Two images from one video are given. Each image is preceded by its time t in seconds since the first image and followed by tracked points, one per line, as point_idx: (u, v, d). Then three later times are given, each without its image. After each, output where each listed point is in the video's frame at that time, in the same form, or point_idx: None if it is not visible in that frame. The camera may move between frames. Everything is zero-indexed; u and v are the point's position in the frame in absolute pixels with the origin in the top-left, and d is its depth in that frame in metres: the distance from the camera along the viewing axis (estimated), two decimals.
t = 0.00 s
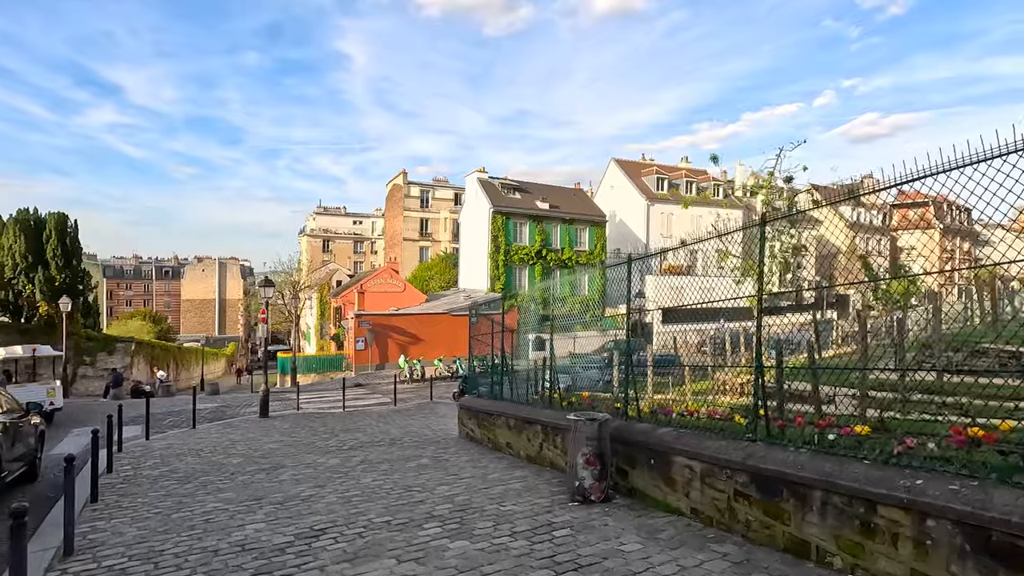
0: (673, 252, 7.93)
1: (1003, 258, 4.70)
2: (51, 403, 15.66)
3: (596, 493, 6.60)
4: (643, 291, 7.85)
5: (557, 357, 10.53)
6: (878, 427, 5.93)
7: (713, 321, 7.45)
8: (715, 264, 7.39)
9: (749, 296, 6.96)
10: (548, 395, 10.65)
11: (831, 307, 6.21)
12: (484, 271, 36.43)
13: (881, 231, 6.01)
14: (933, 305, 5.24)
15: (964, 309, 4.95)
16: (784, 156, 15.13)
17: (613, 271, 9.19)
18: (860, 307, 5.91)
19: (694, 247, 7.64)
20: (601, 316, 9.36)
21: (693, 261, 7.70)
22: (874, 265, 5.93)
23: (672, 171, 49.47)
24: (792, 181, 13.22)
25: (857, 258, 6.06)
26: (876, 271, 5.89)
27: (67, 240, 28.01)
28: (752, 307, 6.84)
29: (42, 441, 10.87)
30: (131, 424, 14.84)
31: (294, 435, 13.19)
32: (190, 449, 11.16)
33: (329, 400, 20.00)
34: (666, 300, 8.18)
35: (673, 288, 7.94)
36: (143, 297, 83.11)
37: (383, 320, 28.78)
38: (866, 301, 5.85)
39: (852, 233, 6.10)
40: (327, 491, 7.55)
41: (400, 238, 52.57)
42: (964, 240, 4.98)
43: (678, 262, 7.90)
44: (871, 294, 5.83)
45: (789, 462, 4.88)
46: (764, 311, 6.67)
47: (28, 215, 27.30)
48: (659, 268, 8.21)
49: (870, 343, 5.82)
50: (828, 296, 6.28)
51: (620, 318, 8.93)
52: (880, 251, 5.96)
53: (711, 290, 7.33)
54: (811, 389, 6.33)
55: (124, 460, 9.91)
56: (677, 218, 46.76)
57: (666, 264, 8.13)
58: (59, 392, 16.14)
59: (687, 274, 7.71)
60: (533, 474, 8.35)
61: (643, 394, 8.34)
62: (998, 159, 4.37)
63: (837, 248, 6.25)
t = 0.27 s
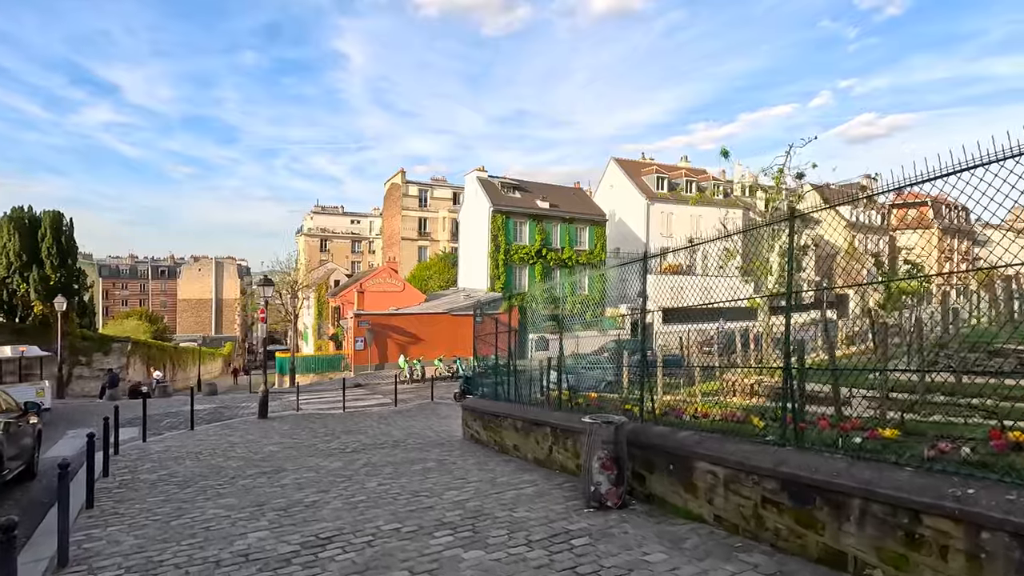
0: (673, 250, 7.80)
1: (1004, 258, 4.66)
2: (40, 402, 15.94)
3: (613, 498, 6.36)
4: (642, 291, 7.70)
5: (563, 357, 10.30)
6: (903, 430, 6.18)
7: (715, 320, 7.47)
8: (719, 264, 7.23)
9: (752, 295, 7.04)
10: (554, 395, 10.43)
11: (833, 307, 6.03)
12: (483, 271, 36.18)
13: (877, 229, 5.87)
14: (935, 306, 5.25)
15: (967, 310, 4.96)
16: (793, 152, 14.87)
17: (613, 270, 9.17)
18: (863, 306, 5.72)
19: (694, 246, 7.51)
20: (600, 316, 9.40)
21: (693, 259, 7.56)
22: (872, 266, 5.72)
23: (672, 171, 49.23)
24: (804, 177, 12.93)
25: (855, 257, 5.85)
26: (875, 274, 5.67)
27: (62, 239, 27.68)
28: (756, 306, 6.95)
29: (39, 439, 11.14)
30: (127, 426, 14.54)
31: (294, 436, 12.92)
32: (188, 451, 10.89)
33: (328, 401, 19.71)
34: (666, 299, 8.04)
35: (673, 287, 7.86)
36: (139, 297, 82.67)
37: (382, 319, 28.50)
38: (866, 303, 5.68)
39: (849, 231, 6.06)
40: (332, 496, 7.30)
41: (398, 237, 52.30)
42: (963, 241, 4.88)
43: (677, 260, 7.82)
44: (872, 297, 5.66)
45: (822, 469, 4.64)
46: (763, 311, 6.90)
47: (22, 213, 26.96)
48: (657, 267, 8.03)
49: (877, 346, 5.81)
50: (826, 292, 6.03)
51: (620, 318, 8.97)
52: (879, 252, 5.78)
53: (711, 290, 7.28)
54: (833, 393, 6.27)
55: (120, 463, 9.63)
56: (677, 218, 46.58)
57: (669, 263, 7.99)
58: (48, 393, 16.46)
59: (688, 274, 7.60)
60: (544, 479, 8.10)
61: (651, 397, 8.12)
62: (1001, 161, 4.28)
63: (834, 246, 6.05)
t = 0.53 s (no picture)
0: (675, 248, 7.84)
1: (1002, 256, 4.66)
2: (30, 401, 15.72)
3: (630, 503, 6.09)
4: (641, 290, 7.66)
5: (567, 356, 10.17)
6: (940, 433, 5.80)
7: (715, 321, 7.32)
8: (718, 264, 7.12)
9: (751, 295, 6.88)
10: (559, 395, 10.22)
11: (832, 307, 6.02)
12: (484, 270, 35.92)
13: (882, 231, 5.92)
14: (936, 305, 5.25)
15: (969, 308, 4.96)
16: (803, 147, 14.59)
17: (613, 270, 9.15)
18: (863, 305, 5.76)
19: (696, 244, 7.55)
20: (599, 316, 9.39)
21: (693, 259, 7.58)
22: (872, 265, 5.72)
23: (672, 170, 49.01)
24: (816, 173, 12.63)
25: (855, 257, 5.87)
26: (873, 274, 5.66)
27: (57, 236, 27.35)
28: (754, 305, 6.84)
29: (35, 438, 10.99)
30: (123, 427, 14.24)
31: (294, 438, 12.63)
32: (186, 453, 10.60)
33: (328, 401, 19.43)
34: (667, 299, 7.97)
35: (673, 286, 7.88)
36: (135, 297, 82.20)
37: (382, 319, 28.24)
38: (866, 302, 5.73)
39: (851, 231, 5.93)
40: (335, 500, 7.04)
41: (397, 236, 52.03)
42: (962, 240, 5.04)
43: (678, 258, 7.83)
44: (872, 296, 5.70)
45: (859, 473, 4.38)
46: (763, 310, 6.79)
47: (16, 210, 26.63)
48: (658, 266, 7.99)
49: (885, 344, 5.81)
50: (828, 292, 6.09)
51: (620, 317, 8.96)
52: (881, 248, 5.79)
53: (711, 290, 7.11)
54: (856, 392, 5.96)
55: (115, 465, 9.34)
56: (677, 217, 46.34)
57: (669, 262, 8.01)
58: (37, 393, 16.27)
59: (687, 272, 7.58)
60: (554, 481, 7.84)
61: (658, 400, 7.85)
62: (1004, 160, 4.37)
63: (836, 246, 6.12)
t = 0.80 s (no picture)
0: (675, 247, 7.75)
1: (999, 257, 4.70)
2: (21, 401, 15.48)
3: (649, 509, 5.83)
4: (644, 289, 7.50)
5: (570, 355, 9.98)
6: (974, 434, 5.58)
7: (714, 320, 7.08)
8: (719, 265, 6.99)
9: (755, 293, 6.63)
10: (566, 395, 9.97)
11: (834, 306, 5.86)
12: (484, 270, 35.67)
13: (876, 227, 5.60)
14: (940, 301, 5.11)
15: (967, 310, 4.90)
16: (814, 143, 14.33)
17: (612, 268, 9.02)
18: (864, 306, 5.58)
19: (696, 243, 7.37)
20: (598, 316, 9.27)
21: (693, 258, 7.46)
22: (874, 263, 5.52)
23: (672, 169, 48.79)
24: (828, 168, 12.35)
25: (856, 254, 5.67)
26: (875, 273, 5.47)
27: (52, 235, 27.02)
28: (755, 304, 6.59)
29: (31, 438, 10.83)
30: (119, 429, 13.94)
31: (294, 440, 12.35)
32: (183, 456, 10.31)
33: (327, 401, 19.13)
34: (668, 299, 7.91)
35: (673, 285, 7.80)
36: (132, 297, 81.77)
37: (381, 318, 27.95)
38: (866, 302, 5.56)
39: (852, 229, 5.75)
40: (339, 505, 6.77)
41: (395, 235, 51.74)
42: (961, 241, 4.96)
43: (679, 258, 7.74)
44: (871, 295, 5.52)
45: (901, 480, 4.13)
46: (765, 310, 6.48)
47: (11, 208, 26.29)
48: (657, 266, 7.92)
49: (879, 341, 5.51)
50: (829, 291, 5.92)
51: (622, 317, 8.84)
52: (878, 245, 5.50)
53: (712, 289, 7.01)
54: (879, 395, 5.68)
55: (109, 469, 9.06)
56: (678, 216, 46.08)
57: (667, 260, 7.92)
58: (24, 391, 16.00)
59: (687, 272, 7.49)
60: (565, 485, 7.58)
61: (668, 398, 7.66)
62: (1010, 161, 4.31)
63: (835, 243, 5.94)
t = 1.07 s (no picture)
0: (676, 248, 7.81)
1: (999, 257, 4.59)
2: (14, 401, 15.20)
3: (671, 516, 5.59)
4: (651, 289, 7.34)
5: (576, 355, 9.78)
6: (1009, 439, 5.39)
7: (716, 319, 7.08)
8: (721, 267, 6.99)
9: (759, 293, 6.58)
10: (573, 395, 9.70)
11: (833, 306, 5.81)
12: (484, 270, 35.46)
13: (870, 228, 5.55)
14: (951, 303, 4.92)
15: (950, 316, 4.91)
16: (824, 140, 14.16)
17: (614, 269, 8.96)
18: (861, 308, 5.51)
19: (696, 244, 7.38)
20: (599, 317, 9.21)
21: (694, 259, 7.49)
22: (873, 264, 5.49)
23: (673, 168, 48.57)
24: (841, 164, 12.14)
25: (856, 257, 5.66)
26: (872, 274, 5.45)
27: (48, 234, 26.69)
28: (755, 303, 6.51)
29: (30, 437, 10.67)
30: (116, 431, 13.65)
31: (295, 441, 12.08)
32: (182, 458, 10.04)
33: (328, 402, 18.85)
34: (671, 300, 7.97)
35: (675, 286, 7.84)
36: (130, 296, 81.38)
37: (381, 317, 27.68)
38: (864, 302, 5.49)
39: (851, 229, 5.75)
40: (345, 512, 6.51)
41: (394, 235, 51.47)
42: (961, 240, 5.02)
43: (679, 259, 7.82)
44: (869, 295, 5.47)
45: (950, 488, 3.89)
46: (765, 309, 6.38)
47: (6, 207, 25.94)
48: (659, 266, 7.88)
49: (881, 344, 5.34)
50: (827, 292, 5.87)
51: (624, 318, 8.80)
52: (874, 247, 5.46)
53: (712, 290, 7.03)
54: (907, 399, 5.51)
55: (106, 473, 8.79)
56: (679, 216, 45.86)
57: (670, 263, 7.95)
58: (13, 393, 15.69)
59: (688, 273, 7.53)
60: (578, 490, 7.33)
61: (688, 398, 7.39)
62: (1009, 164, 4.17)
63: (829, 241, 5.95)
